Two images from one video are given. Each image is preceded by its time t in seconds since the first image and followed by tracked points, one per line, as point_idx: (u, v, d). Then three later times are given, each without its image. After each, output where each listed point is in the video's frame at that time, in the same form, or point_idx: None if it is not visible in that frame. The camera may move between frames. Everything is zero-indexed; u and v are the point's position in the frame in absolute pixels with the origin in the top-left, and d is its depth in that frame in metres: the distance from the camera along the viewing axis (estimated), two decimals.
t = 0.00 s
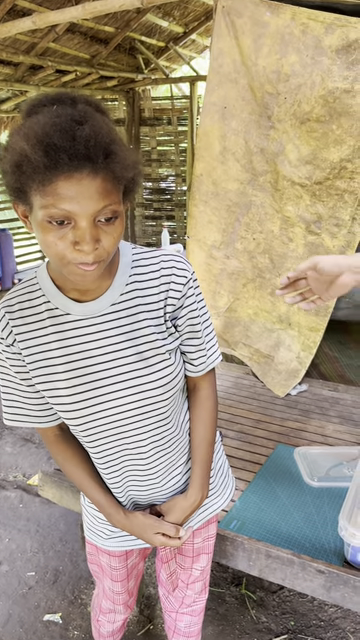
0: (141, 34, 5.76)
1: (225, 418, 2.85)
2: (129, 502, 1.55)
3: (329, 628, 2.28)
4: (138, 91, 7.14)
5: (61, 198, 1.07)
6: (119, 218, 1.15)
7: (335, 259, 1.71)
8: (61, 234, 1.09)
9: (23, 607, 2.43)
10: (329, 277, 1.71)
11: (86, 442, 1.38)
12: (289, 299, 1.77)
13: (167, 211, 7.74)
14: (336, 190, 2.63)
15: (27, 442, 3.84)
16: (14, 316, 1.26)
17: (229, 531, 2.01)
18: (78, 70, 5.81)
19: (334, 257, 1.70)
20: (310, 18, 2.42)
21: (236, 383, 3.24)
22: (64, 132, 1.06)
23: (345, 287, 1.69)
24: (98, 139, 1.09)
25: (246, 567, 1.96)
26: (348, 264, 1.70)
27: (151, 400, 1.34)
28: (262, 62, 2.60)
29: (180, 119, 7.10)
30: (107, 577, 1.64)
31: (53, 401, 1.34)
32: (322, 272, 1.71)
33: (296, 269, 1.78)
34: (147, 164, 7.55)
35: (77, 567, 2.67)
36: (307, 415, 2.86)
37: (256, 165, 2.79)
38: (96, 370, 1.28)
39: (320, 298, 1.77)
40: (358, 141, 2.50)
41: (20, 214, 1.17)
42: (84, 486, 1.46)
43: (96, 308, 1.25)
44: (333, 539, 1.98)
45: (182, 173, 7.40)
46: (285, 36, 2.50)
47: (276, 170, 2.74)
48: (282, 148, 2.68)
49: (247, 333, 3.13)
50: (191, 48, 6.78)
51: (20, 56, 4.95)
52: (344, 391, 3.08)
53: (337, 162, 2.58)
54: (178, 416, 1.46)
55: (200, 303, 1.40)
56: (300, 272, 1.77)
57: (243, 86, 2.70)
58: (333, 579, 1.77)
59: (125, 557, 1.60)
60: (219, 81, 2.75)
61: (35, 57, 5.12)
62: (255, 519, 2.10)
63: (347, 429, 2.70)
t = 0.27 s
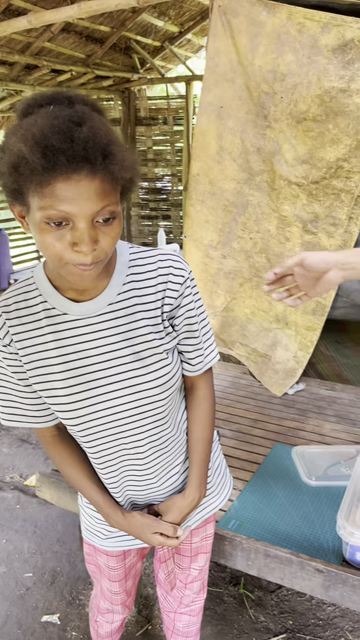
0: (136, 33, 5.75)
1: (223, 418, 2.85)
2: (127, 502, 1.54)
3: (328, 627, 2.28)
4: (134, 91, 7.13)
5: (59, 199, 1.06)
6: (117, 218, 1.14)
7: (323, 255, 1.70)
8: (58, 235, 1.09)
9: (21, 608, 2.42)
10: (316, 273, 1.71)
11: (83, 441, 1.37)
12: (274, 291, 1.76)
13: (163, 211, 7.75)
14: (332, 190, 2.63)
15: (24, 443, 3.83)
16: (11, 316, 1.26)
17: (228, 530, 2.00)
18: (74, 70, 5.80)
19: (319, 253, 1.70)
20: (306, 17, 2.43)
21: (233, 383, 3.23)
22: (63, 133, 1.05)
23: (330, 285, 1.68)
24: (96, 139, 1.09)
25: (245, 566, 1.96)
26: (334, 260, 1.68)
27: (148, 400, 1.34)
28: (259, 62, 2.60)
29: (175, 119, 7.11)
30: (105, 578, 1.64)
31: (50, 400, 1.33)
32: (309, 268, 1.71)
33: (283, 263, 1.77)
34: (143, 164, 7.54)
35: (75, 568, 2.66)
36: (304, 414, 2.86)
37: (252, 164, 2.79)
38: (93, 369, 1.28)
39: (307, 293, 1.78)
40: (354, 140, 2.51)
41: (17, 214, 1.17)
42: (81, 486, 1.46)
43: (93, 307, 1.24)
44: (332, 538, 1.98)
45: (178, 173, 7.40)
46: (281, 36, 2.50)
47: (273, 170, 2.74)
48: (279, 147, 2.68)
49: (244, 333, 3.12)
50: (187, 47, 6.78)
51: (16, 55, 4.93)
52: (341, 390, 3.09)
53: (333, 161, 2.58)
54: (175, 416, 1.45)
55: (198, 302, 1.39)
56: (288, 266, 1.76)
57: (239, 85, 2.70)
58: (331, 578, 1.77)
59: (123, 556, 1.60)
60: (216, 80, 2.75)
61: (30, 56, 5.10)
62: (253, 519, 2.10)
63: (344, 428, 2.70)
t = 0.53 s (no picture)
0: (131, 33, 5.75)
1: (220, 417, 2.85)
2: (125, 502, 1.54)
3: (326, 626, 2.29)
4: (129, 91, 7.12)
5: (58, 202, 1.06)
6: (115, 220, 1.14)
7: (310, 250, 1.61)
8: (57, 237, 1.08)
9: (18, 610, 2.42)
10: (303, 270, 1.63)
11: (80, 442, 1.37)
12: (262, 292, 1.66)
13: (159, 211, 7.78)
14: (328, 190, 2.64)
15: (21, 444, 3.82)
16: (8, 317, 1.25)
17: (226, 530, 2.00)
18: (69, 70, 5.79)
19: (307, 249, 1.61)
20: (302, 17, 2.43)
21: (230, 382, 3.24)
22: (61, 136, 1.05)
23: (317, 282, 1.63)
24: (95, 142, 1.09)
25: (243, 566, 1.96)
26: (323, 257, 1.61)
27: (145, 400, 1.34)
28: (255, 62, 2.60)
29: (171, 119, 7.09)
30: (102, 578, 1.63)
31: (47, 401, 1.33)
32: (296, 266, 1.62)
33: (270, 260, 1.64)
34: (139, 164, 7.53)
35: (73, 569, 2.66)
36: (301, 414, 2.87)
37: (249, 164, 2.79)
38: (91, 369, 1.28)
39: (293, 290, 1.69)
40: (350, 140, 2.51)
41: (13, 216, 1.16)
42: (79, 487, 1.45)
43: (90, 307, 1.24)
44: (330, 537, 1.99)
45: (174, 173, 7.41)
46: (277, 36, 2.51)
47: (269, 169, 2.74)
48: (275, 147, 2.69)
49: (240, 333, 3.12)
50: (182, 47, 6.78)
51: (11, 55, 4.92)
52: (337, 390, 3.09)
53: (329, 161, 2.59)
54: (172, 415, 1.45)
55: (195, 302, 1.39)
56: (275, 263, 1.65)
57: (235, 85, 2.70)
58: (330, 577, 1.77)
59: (120, 557, 1.60)
60: (212, 80, 2.75)
61: (25, 56, 5.09)
62: (251, 518, 2.10)
63: (341, 428, 2.71)
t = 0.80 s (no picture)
0: (127, 34, 5.74)
1: (217, 417, 2.85)
2: (122, 503, 1.54)
3: (324, 626, 2.29)
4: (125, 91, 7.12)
5: (56, 205, 1.06)
6: (114, 222, 1.14)
7: (298, 250, 1.63)
8: (56, 239, 1.08)
9: (16, 611, 2.41)
10: (290, 269, 1.65)
11: (78, 443, 1.37)
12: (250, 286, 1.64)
13: (155, 211, 7.79)
14: (325, 190, 2.64)
15: (18, 445, 3.81)
16: (5, 318, 1.25)
17: (224, 530, 2.01)
18: (64, 71, 5.78)
19: (294, 248, 1.64)
20: (297, 18, 2.44)
21: (227, 382, 3.24)
22: (61, 140, 1.05)
23: (305, 281, 1.64)
24: (94, 146, 1.09)
25: (242, 566, 1.96)
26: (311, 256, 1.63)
27: (143, 400, 1.34)
28: (251, 62, 2.61)
29: (167, 119, 7.10)
30: (100, 578, 1.63)
31: (45, 402, 1.33)
32: (283, 265, 1.64)
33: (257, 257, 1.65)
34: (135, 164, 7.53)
35: (70, 570, 2.65)
36: (298, 414, 2.87)
37: (245, 164, 2.79)
38: (89, 369, 1.28)
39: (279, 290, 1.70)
40: (346, 140, 2.51)
41: (11, 217, 1.16)
42: (77, 487, 1.45)
43: (88, 308, 1.24)
44: (328, 537, 1.99)
45: (170, 173, 7.41)
46: (273, 36, 2.51)
47: (265, 170, 2.75)
48: (272, 147, 2.69)
49: (237, 333, 3.13)
50: (178, 48, 6.78)
51: (6, 56, 4.91)
52: (334, 389, 3.10)
53: (325, 161, 2.59)
54: (170, 415, 1.45)
55: (192, 302, 1.40)
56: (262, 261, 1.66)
57: (231, 86, 2.70)
58: (328, 576, 1.78)
59: (118, 556, 1.59)
60: (208, 81, 2.75)
61: (21, 57, 5.08)
62: (249, 518, 2.11)
63: (338, 427, 2.71)
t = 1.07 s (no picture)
0: (121, 35, 5.75)
1: (214, 418, 2.86)
2: (120, 504, 1.54)
3: (321, 625, 2.30)
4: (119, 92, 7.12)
5: (56, 212, 1.06)
6: (112, 227, 1.15)
7: (282, 249, 1.62)
8: (55, 245, 1.08)
9: (14, 614, 2.41)
10: (274, 268, 1.64)
11: (76, 444, 1.37)
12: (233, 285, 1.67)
13: (150, 212, 7.80)
14: (320, 191, 2.66)
15: (14, 447, 3.80)
16: (2, 320, 1.25)
17: (222, 530, 2.01)
18: (59, 72, 5.78)
19: (280, 247, 1.62)
20: (292, 19, 2.44)
21: (224, 383, 3.24)
22: (61, 149, 1.05)
23: (288, 279, 1.63)
24: (94, 154, 1.09)
25: (240, 566, 1.97)
26: (294, 255, 1.61)
27: (140, 401, 1.34)
28: (246, 64, 2.61)
29: (162, 120, 7.10)
30: (97, 580, 1.63)
31: (42, 404, 1.32)
32: (267, 264, 1.64)
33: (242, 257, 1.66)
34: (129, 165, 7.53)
35: (68, 572, 2.65)
36: (295, 414, 2.88)
37: (240, 165, 2.80)
38: (86, 371, 1.28)
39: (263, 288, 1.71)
40: (341, 141, 2.52)
41: (8, 221, 1.16)
42: (74, 489, 1.45)
43: (85, 310, 1.24)
44: (325, 537, 2.00)
45: (165, 174, 7.42)
46: (268, 38, 2.52)
47: (261, 171, 2.76)
48: (267, 149, 2.70)
49: (234, 333, 3.14)
50: (172, 49, 6.79)
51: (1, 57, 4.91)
52: (330, 389, 3.11)
53: (321, 162, 2.60)
54: (167, 416, 1.46)
55: (188, 303, 1.40)
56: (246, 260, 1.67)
57: (226, 87, 2.71)
58: (326, 576, 1.79)
59: (115, 557, 1.59)
60: (203, 82, 2.76)
61: (15, 58, 5.07)
62: (247, 519, 2.11)
63: (335, 427, 2.72)
